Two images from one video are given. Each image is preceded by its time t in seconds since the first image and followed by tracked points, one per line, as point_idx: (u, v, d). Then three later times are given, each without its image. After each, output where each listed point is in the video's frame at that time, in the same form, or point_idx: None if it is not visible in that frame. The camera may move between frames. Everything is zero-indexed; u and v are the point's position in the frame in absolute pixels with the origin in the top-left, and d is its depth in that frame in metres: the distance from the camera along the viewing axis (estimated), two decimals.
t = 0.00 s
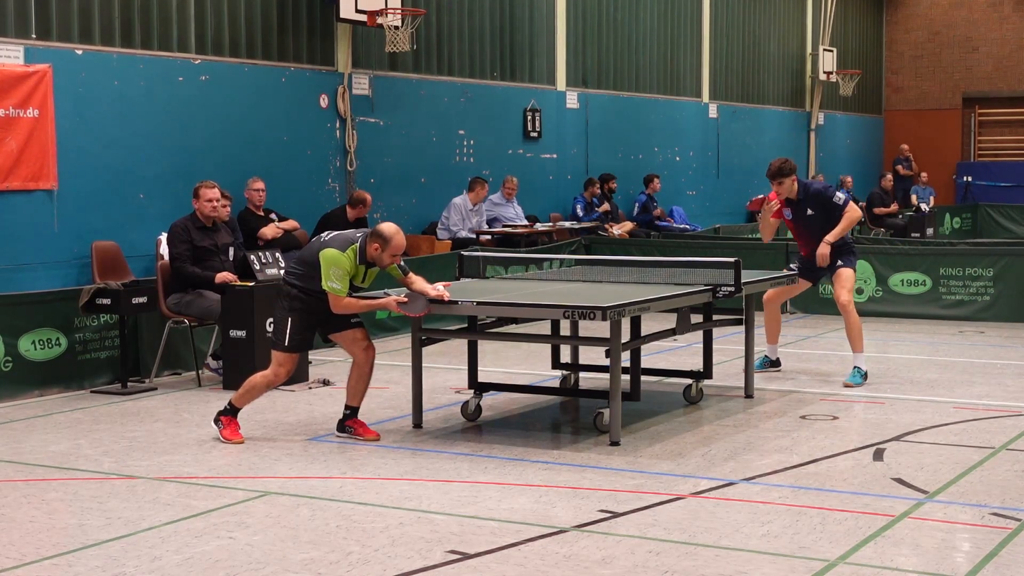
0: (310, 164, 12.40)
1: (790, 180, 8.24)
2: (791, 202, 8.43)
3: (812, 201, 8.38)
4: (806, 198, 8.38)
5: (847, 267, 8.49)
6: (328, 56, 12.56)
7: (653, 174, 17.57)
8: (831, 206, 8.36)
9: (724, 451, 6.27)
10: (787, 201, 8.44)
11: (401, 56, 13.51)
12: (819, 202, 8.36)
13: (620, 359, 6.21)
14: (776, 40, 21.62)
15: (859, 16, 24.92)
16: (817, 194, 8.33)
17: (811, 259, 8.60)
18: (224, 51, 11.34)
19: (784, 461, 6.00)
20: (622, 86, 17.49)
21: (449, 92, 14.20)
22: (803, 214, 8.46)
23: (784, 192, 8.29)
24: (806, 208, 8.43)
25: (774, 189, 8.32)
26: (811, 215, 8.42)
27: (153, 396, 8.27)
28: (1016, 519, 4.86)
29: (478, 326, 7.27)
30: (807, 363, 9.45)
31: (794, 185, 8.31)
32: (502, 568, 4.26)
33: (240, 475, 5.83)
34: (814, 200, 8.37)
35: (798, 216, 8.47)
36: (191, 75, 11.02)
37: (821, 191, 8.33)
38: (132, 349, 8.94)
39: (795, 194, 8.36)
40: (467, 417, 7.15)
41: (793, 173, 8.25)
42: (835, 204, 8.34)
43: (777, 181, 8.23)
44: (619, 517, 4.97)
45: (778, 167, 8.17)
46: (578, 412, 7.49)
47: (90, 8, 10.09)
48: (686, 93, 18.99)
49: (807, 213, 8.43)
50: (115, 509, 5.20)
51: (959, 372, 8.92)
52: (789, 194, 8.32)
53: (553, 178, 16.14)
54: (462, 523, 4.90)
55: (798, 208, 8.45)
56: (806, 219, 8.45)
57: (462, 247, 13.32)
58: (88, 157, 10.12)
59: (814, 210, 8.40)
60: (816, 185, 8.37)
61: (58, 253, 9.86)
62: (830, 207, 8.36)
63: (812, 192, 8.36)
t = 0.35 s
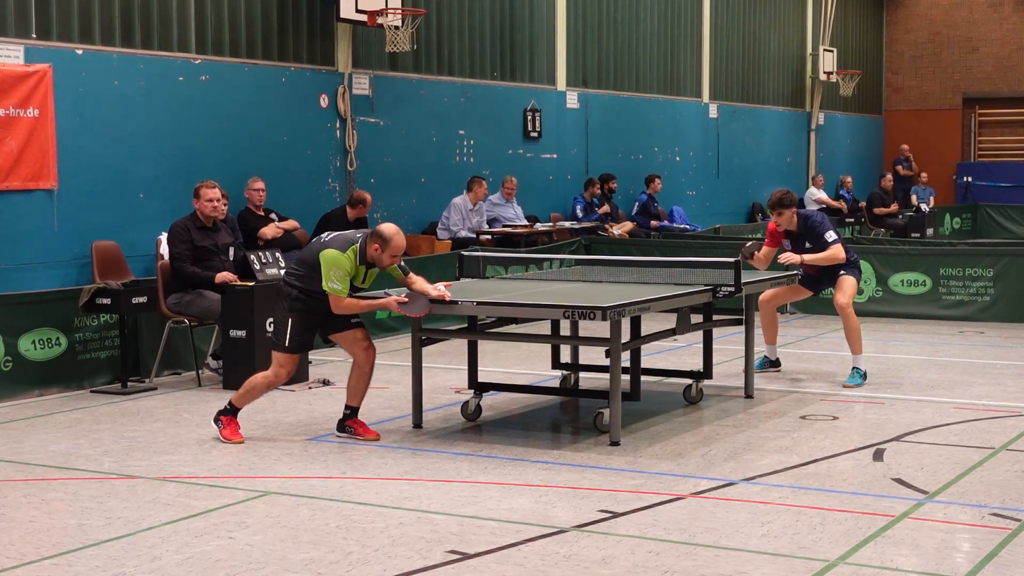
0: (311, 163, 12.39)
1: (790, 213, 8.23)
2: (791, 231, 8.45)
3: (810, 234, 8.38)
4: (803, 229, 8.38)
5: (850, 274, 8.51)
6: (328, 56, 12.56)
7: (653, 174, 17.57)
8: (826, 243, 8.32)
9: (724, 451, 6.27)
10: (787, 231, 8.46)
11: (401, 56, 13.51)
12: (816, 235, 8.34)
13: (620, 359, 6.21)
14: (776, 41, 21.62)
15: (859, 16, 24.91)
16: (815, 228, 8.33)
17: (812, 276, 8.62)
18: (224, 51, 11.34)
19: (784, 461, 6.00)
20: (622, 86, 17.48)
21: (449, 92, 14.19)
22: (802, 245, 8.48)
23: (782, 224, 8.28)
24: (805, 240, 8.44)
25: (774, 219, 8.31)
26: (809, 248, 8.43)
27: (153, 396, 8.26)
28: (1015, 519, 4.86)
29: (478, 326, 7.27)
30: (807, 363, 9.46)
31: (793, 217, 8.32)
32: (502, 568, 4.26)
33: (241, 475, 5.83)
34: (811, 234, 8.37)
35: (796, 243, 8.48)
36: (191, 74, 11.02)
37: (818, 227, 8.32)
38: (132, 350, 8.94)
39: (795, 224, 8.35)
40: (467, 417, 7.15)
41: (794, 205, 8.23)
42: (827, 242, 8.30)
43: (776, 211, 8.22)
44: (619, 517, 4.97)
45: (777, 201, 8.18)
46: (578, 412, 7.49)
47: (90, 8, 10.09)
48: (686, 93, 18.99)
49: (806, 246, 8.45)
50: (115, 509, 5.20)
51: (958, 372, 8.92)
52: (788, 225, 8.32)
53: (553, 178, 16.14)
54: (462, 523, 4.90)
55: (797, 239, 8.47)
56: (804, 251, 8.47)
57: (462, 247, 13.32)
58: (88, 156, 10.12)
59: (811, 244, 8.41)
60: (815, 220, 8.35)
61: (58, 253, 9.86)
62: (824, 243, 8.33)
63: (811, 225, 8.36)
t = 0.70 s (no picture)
0: (310, 163, 12.39)
1: (786, 215, 8.23)
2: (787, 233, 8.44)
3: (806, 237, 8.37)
4: (801, 231, 8.38)
5: (850, 275, 8.51)
6: (328, 56, 12.56)
7: (653, 174, 17.57)
8: (823, 244, 8.32)
9: (724, 451, 6.27)
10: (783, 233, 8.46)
11: (401, 56, 13.51)
12: (812, 236, 8.34)
13: (620, 359, 6.21)
14: (776, 41, 21.61)
15: (859, 16, 24.91)
16: (812, 230, 8.32)
17: (810, 276, 8.62)
18: (224, 51, 11.34)
19: (784, 461, 6.00)
20: (622, 86, 17.48)
21: (449, 92, 14.19)
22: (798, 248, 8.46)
23: (779, 225, 8.28)
24: (801, 243, 8.44)
25: (772, 220, 8.31)
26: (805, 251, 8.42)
27: (153, 396, 8.26)
28: (1015, 519, 4.86)
29: (478, 326, 7.27)
30: (807, 364, 9.46)
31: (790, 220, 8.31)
32: (502, 568, 4.26)
33: (241, 475, 5.83)
34: (808, 235, 8.37)
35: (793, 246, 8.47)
36: (192, 74, 11.02)
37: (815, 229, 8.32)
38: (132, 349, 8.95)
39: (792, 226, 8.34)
40: (467, 417, 7.15)
41: (792, 207, 8.22)
42: (824, 243, 8.30)
43: (775, 212, 8.21)
44: (619, 517, 4.97)
45: (774, 203, 8.17)
46: (578, 412, 7.49)
47: (89, 8, 10.09)
48: (686, 93, 18.99)
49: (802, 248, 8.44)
50: (115, 509, 5.20)
51: (958, 373, 8.93)
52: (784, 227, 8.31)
53: (553, 179, 16.14)
54: (462, 523, 4.90)
55: (794, 241, 8.46)
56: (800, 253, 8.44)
57: (462, 247, 13.32)
58: (88, 156, 10.12)
59: (807, 246, 8.40)
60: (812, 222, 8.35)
61: (58, 253, 9.86)
62: (821, 245, 8.33)
63: (808, 227, 8.35)
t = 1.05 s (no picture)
0: (310, 163, 12.40)
1: (786, 212, 8.24)
2: (787, 232, 8.44)
3: (806, 236, 8.37)
4: (800, 231, 8.38)
5: (849, 274, 8.52)
6: (328, 57, 12.56)
7: (653, 175, 17.57)
8: (823, 244, 8.32)
9: (724, 451, 6.27)
10: (783, 232, 8.46)
11: (401, 56, 13.51)
12: (812, 236, 8.33)
13: (620, 359, 6.21)
14: (776, 41, 21.60)
15: (860, 16, 24.91)
16: (812, 229, 8.32)
17: (810, 275, 8.61)
18: (224, 51, 11.34)
19: (783, 462, 6.01)
20: (622, 86, 17.48)
21: (449, 92, 14.19)
22: (798, 247, 8.46)
23: (779, 222, 8.30)
24: (801, 242, 8.43)
25: (772, 217, 8.32)
26: (805, 250, 8.42)
27: (153, 396, 8.26)
28: (1015, 520, 4.87)
29: (478, 325, 7.27)
30: (807, 364, 9.46)
31: (790, 217, 8.32)
32: (502, 568, 4.26)
33: (241, 475, 5.83)
34: (808, 235, 8.36)
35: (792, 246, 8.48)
36: (192, 74, 11.02)
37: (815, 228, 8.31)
38: (132, 349, 8.95)
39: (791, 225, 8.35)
40: (467, 417, 7.15)
41: (792, 204, 8.24)
42: (824, 243, 8.29)
43: (774, 209, 8.23)
44: (619, 517, 4.97)
45: (774, 199, 8.18)
46: (578, 412, 7.49)
47: (89, 7, 10.09)
48: (686, 93, 18.98)
49: (802, 247, 8.43)
50: (115, 508, 5.20)
51: (958, 373, 8.93)
52: (784, 224, 8.32)
53: (553, 179, 16.14)
54: (462, 523, 4.90)
55: (794, 241, 8.46)
56: (800, 252, 8.44)
57: (462, 247, 13.32)
58: (88, 156, 10.12)
59: (807, 246, 8.39)
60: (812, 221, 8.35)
61: (58, 253, 9.86)
62: (821, 245, 8.32)
63: (808, 226, 8.35)
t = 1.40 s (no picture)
0: (311, 163, 12.40)
1: (786, 206, 8.24)
2: (788, 228, 8.44)
3: (806, 233, 8.37)
4: (801, 227, 8.37)
5: (849, 273, 8.50)
6: (328, 57, 12.56)
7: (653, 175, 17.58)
8: (824, 240, 8.31)
9: (724, 451, 6.28)
10: (783, 228, 8.47)
11: (401, 56, 13.50)
12: (812, 233, 8.33)
13: (620, 359, 6.21)
14: (776, 41, 21.60)
15: (860, 16, 24.91)
16: (813, 227, 8.31)
17: (810, 273, 8.59)
18: (224, 50, 11.34)
19: (783, 462, 6.01)
20: (622, 86, 17.48)
21: (449, 92, 14.19)
22: (798, 244, 8.46)
23: (778, 216, 8.31)
24: (801, 238, 8.43)
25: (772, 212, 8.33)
26: (806, 247, 8.42)
27: (153, 396, 8.26)
28: (1016, 520, 4.87)
29: (478, 325, 7.26)
30: (807, 364, 9.47)
31: (790, 212, 8.32)
32: (502, 568, 4.26)
33: (241, 475, 5.83)
34: (809, 232, 8.35)
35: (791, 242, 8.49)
36: (192, 74, 11.02)
37: (816, 225, 8.30)
38: (132, 349, 8.95)
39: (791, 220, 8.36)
40: (467, 417, 7.15)
41: (792, 199, 8.23)
42: (825, 241, 8.30)
43: (774, 203, 8.23)
44: (619, 517, 4.97)
45: (775, 193, 8.17)
46: (578, 412, 7.50)
47: (90, 8, 10.09)
48: (686, 93, 18.98)
49: (802, 244, 8.43)
50: (115, 508, 5.20)
51: (958, 373, 8.93)
52: (784, 219, 8.34)
53: (553, 179, 16.14)
54: (462, 523, 4.91)
55: (794, 237, 8.46)
56: (800, 249, 8.46)
57: (462, 247, 13.33)
58: (88, 156, 10.12)
59: (807, 242, 8.39)
60: (813, 218, 8.35)
61: (58, 253, 9.86)
62: (822, 241, 8.32)
63: (808, 224, 8.34)
